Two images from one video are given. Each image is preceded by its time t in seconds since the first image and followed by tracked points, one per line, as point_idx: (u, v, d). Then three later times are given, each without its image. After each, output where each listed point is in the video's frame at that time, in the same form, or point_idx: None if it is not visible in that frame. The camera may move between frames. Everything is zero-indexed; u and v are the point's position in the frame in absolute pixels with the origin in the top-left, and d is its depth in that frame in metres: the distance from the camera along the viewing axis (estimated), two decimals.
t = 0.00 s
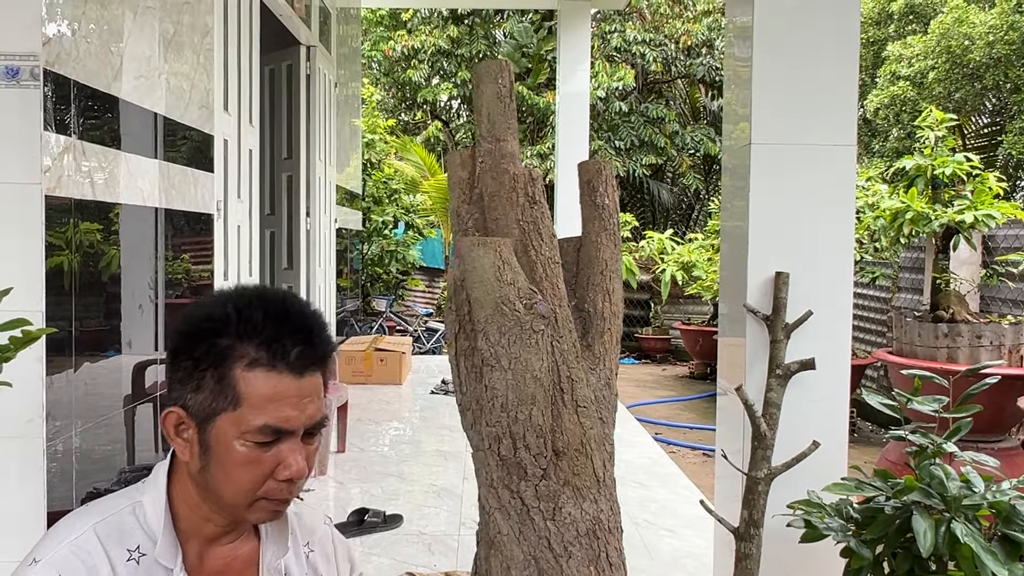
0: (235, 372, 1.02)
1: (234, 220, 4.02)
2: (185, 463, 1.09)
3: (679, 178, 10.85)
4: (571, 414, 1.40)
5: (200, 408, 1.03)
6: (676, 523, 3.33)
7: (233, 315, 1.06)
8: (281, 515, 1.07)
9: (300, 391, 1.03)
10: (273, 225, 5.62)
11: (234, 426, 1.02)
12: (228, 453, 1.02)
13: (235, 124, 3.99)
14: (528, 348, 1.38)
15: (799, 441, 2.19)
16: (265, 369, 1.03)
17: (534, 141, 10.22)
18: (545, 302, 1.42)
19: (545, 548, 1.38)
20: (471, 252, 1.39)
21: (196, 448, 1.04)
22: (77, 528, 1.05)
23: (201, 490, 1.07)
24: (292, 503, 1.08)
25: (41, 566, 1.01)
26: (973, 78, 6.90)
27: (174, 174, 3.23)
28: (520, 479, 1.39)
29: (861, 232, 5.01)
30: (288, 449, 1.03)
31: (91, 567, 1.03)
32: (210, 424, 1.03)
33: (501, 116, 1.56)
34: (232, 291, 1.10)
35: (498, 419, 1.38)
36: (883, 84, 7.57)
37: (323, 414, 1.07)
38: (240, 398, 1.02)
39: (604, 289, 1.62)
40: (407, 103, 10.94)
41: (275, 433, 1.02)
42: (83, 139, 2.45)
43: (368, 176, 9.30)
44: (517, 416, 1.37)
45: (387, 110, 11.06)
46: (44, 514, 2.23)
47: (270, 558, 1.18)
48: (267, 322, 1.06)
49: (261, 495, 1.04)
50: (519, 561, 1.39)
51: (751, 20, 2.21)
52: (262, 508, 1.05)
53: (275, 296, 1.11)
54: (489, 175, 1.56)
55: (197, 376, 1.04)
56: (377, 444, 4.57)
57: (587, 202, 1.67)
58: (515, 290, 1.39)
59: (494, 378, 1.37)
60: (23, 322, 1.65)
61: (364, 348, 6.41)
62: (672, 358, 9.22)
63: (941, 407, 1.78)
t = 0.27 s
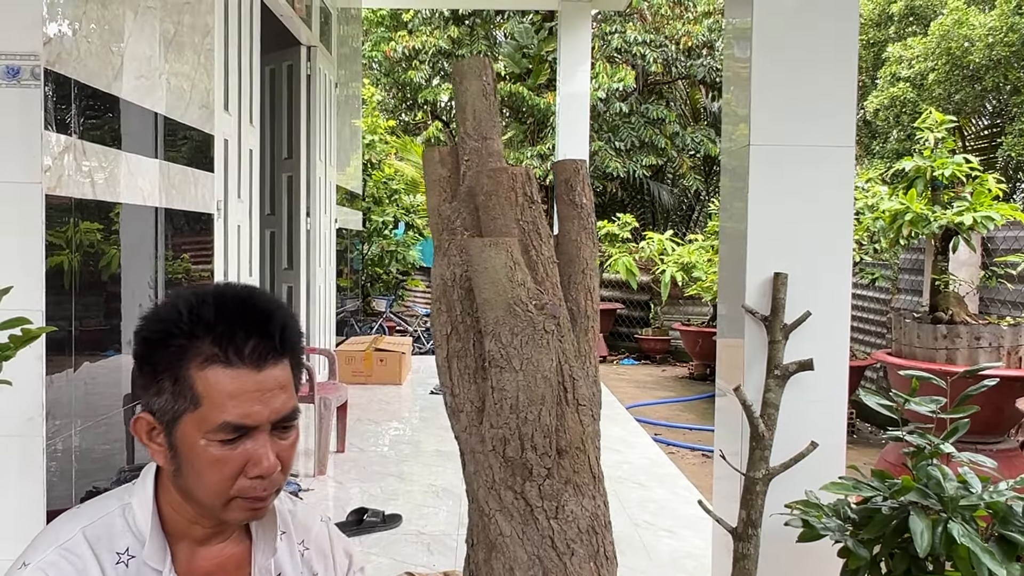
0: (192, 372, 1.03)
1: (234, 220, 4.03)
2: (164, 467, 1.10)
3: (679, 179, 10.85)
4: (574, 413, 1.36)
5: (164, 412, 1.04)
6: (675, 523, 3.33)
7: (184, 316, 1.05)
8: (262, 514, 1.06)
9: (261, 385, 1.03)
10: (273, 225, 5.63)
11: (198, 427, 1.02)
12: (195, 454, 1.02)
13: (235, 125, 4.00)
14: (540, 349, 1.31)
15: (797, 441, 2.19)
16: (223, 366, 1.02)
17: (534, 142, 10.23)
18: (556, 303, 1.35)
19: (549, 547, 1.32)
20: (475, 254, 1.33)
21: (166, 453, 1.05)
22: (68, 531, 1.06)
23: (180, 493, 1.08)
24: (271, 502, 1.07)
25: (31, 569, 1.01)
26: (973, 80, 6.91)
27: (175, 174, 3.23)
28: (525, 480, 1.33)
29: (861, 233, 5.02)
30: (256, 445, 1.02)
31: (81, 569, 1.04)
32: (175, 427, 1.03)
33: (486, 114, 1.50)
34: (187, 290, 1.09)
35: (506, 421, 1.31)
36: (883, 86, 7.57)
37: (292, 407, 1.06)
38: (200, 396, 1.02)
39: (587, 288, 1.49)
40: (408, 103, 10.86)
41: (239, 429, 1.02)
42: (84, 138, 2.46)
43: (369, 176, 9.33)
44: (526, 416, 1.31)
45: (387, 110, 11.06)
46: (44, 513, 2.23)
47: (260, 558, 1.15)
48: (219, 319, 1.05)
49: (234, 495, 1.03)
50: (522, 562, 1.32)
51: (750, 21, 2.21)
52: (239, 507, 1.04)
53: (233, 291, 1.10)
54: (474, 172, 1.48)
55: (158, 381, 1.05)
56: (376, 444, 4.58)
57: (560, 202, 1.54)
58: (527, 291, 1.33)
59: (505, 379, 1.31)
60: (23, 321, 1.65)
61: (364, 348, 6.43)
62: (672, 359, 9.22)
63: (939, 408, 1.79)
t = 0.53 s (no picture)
0: (171, 371, 1.03)
1: (233, 219, 4.03)
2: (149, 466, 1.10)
3: (679, 179, 10.85)
4: (578, 410, 1.40)
5: (146, 411, 1.05)
6: (673, 523, 3.33)
7: (161, 315, 1.05)
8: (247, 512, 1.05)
9: (242, 382, 1.03)
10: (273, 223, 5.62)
11: (179, 426, 1.02)
12: (178, 453, 1.02)
13: (234, 123, 3.99)
14: (555, 346, 1.34)
15: (795, 440, 2.20)
16: (202, 364, 1.03)
17: (533, 141, 10.24)
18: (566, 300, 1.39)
19: (554, 545, 1.37)
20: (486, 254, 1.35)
21: (150, 452, 1.05)
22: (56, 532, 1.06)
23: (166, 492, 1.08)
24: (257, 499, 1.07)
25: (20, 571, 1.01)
26: (973, 80, 6.91)
27: (174, 173, 3.23)
28: (531, 479, 1.37)
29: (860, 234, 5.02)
30: (238, 443, 1.02)
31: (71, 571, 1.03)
32: (157, 426, 1.04)
33: (475, 108, 1.49)
34: (164, 288, 1.08)
35: (518, 421, 1.34)
36: (883, 86, 7.57)
37: (275, 403, 1.06)
38: (181, 395, 1.02)
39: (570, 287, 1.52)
40: (408, 102, 10.87)
41: (221, 427, 1.02)
42: (83, 136, 2.46)
43: (368, 176, 9.35)
44: (538, 416, 1.34)
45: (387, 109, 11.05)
46: (42, 511, 2.23)
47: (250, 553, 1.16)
48: (197, 318, 1.05)
49: (218, 493, 1.03)
50: (528, 560, 1.36)
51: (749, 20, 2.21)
52: (223, 506, 1.04)
53: (210, 288, 1.09)
54: (465, 169, 1.48)
55: (139, 381, 1.06)
56: (375, 442, 4.58)
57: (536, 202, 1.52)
58: (543, 288, 1.35)
59: (518, 378, 1.33)
60: (21, 318, 1.66)
61: (363, 347, 6.44)
62: (671, 359, 9.23)
63: (936, 407, 1.79)
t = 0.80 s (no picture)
0: (160, 373, 1.02)
1: (231, 217, 4.02)
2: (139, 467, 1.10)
3: (678, 178, 10.85)
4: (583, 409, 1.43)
5: (135, 413, 1.05)
6: (671, 521, 3.34)
7: (148, 316, 1.05)
8: (238, 512, 1.06)
9: (232, 383, 1.03)
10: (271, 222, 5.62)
11: (170, 428, 1.02)
12: (169, 455, 1.02)
13: (232, 121, 3.99)
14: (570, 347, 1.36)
15: (793, 439, 2.20)
16: (191, 365, 1.03)
17: (532, 139, 10.24)
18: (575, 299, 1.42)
19: (560, 543, 1.40)
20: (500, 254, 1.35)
21: (139, 454, 1.06)
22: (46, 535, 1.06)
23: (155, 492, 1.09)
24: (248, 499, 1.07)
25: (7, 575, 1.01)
26: (972, 79, 6.92)
27: (172, 170, 3.23)
28: (539, 480, 1.38)
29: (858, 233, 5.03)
30: (228, 445, 1.02)
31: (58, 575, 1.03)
32: (147, 429, 1.04)
33: (467, 104, 1.50)
34: (151, 289, 1.08)
35: (533, 422, 1.35)
36: (882, 85, 7.57)
37: (266, 403, 1.06)
38: (170, 397, 1.02)
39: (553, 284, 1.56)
40: (407, 100, 10.87)
41: (211, 429, 1.02)
42: (81, 134, 2.45)
43: (367, 174, 9.35)
44: (553, 417, 1.36)
45: (385, 107, 11.03)
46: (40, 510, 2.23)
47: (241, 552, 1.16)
48: (185, 319, 1.05)
49: (210, 495, 1.03)
50: (536, 561, 1.39)
51: (747, 19, 2.21)
52: (215, 507, 1.04)
53: (198, 287, 1.09)
54: (459, 165, 1.48)
55: (127, 382, 1.05)
56: (373, 441, 4.58)
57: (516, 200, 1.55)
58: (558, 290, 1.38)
59: (536, 379, 1.34)
60: (18, 315, 1.66)
61: (361, 345, 6.45)
62: (668, 357, 9.22)
63: (932, 406, 1.79)
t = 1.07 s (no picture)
0: (155, 368, 1.02)
1: (230, 213, 4.03)
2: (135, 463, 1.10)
3: (676, 175, 10.84)
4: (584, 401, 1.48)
5: (129, 410, 1.04)
6: (669, 517, 3.35)
7: (142, 312, 1.05)
8: (234, 508, 1.06)
9: (226, 377, 1.03)
10: (269, 218, 5.62)
11: (165, 424, 1.02)
12: (164, 451, 1.02)
13: (231, 117, 3.99)
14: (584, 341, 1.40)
15: (789, 435, 2.21)
16: (185, 360, 1.02)
17: (530, 136, 10.25)
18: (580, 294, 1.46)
19: (565, 534, 1.43)
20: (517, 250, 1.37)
21: (134, 450, 1.05)
22: (43, 528, 1.07)
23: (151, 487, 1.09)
24: (245, 494, 1.07)
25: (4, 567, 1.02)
26: (970, 77, 6.91)
27: (170, 166, 3.23)
28: (550, 472, 1.42)
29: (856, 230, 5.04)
30: (223, 439, 1.02)
31: (54, 567, 1.04)
32: (141, 424, 1.03)
33: (464, 97, 1.52)
34: (145, 284, 1.07)
35: (550, 417, 1.38)
36: (880, 83, 7.58)
37: (260, 397, 1.06)
38: (164, 392, 1.02)
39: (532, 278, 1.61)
40: (405, 97, 10.88)
41: (206, 424, 1.02)
42: (80, 129, 2.46)
43: (365, 170, 9.35)
44: (569, 409, 1.39)
45: (384, 104, 11.02)
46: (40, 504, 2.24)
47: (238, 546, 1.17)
48: (178, 314, 1.04)
49: (206, 489, 1.03)
50: (546, 553, 1.41)
51: (745, 17, 2.22)
52: (211, 502, 1.04)
53: (192, 282, 1.09)
54: (459, 159, 1.50)
55: (121, 379, 1.05)
56: (371, 437, 4.59)
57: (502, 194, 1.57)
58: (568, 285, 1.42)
59: (556, 374, 1.36)
60: (18, 310, 1.66)
61: (359, 341, 6.45)
62: (666, 354, 9.23)
63: (928, 402, 1.80)
